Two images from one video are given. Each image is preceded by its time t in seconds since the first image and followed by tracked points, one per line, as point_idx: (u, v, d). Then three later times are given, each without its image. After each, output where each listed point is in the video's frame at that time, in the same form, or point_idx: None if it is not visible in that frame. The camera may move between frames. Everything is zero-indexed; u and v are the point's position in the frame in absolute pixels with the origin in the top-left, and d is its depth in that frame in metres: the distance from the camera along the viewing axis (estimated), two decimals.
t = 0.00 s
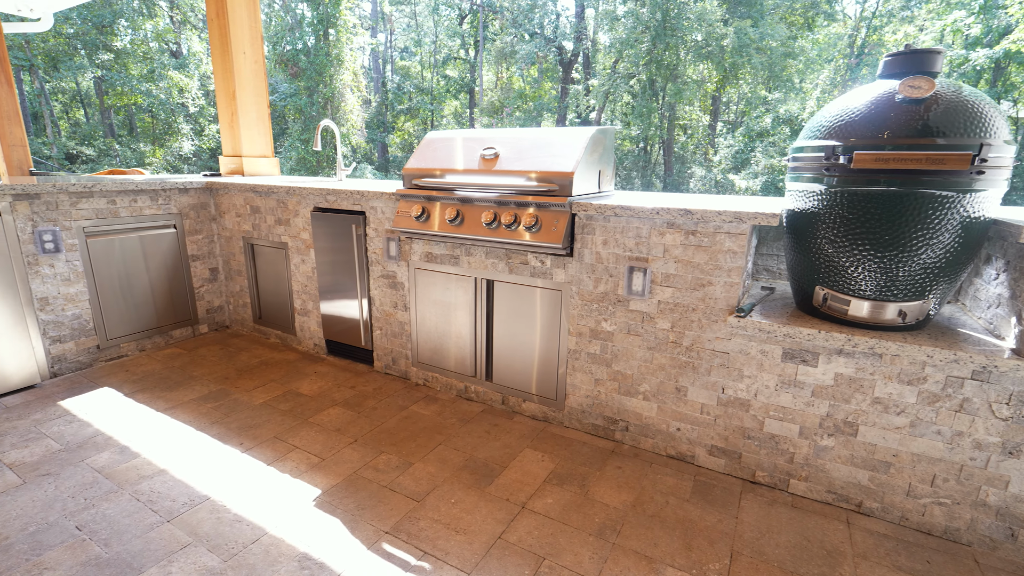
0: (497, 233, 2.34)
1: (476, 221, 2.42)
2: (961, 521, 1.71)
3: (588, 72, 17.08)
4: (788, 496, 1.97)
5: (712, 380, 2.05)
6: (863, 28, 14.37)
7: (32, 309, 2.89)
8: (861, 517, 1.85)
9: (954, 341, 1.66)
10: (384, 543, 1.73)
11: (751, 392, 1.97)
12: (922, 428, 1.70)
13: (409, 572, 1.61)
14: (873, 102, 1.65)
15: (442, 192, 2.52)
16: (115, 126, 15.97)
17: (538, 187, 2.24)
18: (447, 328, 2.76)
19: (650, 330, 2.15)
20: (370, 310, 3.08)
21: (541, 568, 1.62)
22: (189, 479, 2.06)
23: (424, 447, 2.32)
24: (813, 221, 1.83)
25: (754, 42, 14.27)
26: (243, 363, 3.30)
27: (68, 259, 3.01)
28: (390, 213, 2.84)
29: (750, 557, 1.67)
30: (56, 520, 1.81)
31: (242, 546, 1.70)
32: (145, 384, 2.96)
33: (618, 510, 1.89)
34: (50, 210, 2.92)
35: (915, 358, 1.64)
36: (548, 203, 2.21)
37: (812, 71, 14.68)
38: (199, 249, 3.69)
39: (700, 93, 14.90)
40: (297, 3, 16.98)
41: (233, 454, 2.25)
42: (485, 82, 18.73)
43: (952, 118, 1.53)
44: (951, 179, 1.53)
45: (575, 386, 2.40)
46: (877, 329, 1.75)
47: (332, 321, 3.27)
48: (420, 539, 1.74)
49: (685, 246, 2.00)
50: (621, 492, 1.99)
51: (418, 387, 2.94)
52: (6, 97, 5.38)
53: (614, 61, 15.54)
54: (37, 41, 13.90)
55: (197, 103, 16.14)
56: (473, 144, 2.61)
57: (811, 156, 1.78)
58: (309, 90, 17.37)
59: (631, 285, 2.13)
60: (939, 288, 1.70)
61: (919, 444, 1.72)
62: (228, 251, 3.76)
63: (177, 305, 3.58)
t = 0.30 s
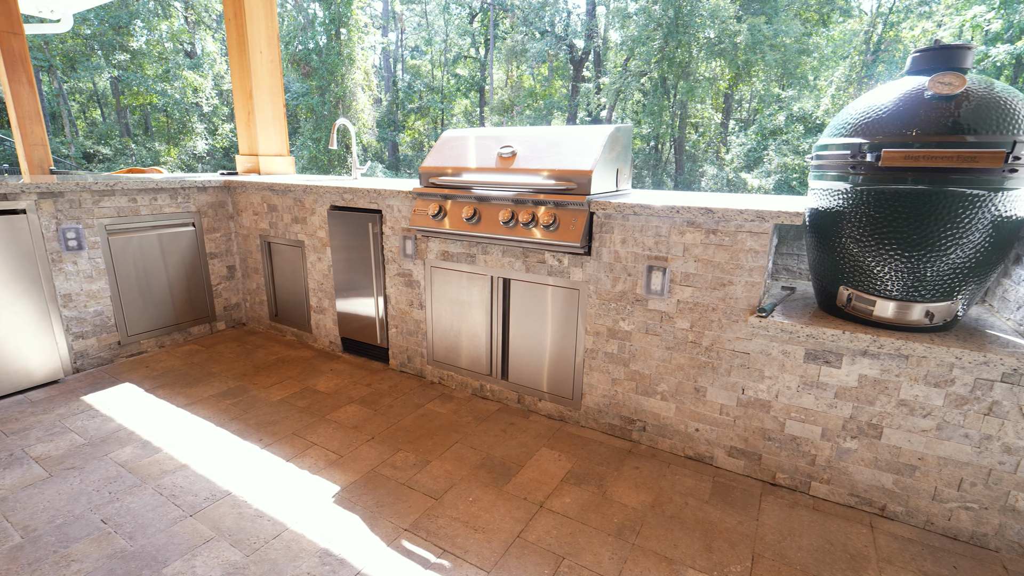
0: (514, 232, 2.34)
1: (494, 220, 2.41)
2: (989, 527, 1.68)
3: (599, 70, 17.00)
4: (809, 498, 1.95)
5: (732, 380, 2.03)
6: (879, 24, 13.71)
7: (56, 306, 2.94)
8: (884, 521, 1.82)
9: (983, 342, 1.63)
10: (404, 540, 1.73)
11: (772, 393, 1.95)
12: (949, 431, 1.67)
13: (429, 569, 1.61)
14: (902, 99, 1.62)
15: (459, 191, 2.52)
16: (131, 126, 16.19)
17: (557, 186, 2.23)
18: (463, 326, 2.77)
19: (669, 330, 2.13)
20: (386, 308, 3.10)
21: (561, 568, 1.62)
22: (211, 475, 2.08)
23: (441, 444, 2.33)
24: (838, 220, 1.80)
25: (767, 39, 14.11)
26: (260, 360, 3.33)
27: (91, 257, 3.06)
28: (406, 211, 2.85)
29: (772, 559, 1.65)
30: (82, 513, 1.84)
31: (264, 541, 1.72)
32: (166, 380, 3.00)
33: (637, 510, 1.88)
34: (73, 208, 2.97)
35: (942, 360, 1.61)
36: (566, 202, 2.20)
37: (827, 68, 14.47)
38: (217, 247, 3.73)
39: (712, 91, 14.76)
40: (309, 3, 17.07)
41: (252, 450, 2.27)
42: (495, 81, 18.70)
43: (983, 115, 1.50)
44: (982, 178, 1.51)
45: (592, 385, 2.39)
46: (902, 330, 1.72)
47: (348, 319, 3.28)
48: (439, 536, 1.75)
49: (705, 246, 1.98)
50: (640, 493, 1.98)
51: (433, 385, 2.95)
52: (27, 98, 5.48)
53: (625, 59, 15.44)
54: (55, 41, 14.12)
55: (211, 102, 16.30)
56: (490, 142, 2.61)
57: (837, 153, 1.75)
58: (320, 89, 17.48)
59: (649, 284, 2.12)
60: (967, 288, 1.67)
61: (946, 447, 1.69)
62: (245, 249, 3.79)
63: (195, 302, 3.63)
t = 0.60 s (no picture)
0: (531, 230, 2.33)
1: (511, 218, 2.41)
2: (1017, 532, 1.65)
3: (609, 68, 16.91)
4: (831, 501, 1.92)
5: (752, 381, 2.01)
6: (895, 20, 13.44)
7: (77, 302, 2.98)
8: (908, 525, 1.80)
9: (1013, 344, 1.60)
10: (423, 539, 1.73)
11: (793, 394, 1.93)
12: (977, 434, 1.65)
13: (448, 568, 1.61)
14: (931, 95, 1.59)
15: (476, 189, 2.51)
16: (144, 125, 16.41)
17: (575, 184, 2.22)
18: (478, 324, 2.76)
19: (688, 330, 2.12)
20: (401, 307, 3.10)
21: (581, 568, 1.61)
22: (230, 471, 2.10)
23: (457, 443, 2.33)
24: (862, 219, 1.77)
25: (780, 36, 13.97)
26: (276, 357, 3.35)
27: (111, 255, 3.10)
28: (422, 210, 2.85)
29: (795, 562, 1.63)
30: (105, 507, 1.86)
31: (284, 538, 1.73)
32: (183, 376, 3.03)
33: (656, 511, 1.87)
34: (94, 206, 3.01)
35: (971, 362, 1.58)
36: (584, 200, 2.19)
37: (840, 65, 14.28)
38: (233, 245, 3.76)
39: (723, 88, 14.65)
40: (320, 3, 17.16)
41: (270, 447, 2.29)
42: (505, 79, 18.69)
43: (1016, 112, 1.48)
44: (1014, 176, 1.48)
45: (609, 385, 2.38)
46: (929, 331, 1.69)
47: (362, 317, 3.30)
48: (457, 535, 1.75)
49: (726, 245, 1.96)
50: (658, 493, 1.97)
51: (448, 384, 2.95)
52: (47, 98, 5.55)
53: (635, 57, 15.35)
54: (71, 42, 14.35)
55: (223, 102, 16.45)
56: (507, 140, 2.60)
57: (862, 151, 1.73)
58: (331, 88, 17.57)
59: (668, 284, 2.10)
60: (997, 289, 1.64)
61: (973, 451, 1.66)
62: (261, 247, 3.82)
63: (211, 300, 3.66)
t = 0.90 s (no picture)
0: (548, 229, 2.32)
1: (528, 217, 2.40)
2: None
3: (619, 66, 16.83)
4: (853, 504, 1.90)
5: (773, 382, 1.99)
6: (909, 16, 13.36)
7: (97, 300, 3.01)
8: (933, 529, 1.77)
9: None
10: (441, 537, 1.73)
11: (815, 395, 1.91)
12: (1006, 438, 1.62)
13: (467, 567, 1.61)
14: (960, 93, 1.57)
15: (492, 187, 2.50)
16: (157, 125, 16.59)
17: (592, 183, 2.21)
18: (493, 323, 2.76)
19: (707, 330, 2.10)
20: (415, 305, 3.10)
21: (601, 569, 1.60)
22: (248, 467, 2.12)
23: (473, 442, 2.33)
24: (888, 218, 1.75)
25: (793, 33, 13.82)
26: (291, 355, 3.37)
27: (130, 252, 3.13)
28: (437, 208, 2.84)
29: (818, 566, 1.62)
30: (127, 502, 1.88)
31: (304, 535, 1.74)
32: (201, 373, 3.06)
33: (675, 512, 1.86)
34: (113, 205, 3.04)
35: (1001, 364, 1.55)
36: (601, 199, 2.18)
37: (853, 62, 14.07)
38: (249, 243, 3.78)
39: (734, 86, 14.52)
40: (330, 2, 17.24)
41: (287, 444, 2.30)
42: (513, 78, 18.65)
43: None
44: None
45: (625, 385, 2.37)
46: (956, 332, 1.66)
47: (376, 315, 3.30)
48: (476, 534, 1.75)
49: (747, 244, 1.94)
50: (677, 495, 1.95)
51: (462, 382, 2.95)
52: (64, 98, 5.63)
53: (645, 55, 15.25)
54: (86, 43, 14.53)
55: (234, 101, 16.57)
56: (523, 139, 2.60)
57: (888, 150, 1.71)
58: (341, 87, 17.64)
59: (687, 283, 2.08)
60: None
61: (1001, 454, 1.63)
62: (276, 245, 3.85)
63: (227, 298, 3.69)
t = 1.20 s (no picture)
0: (564, 228, 2.31)
1: (544, 216, 2.39)
2: None
3: (628, 65, 16.75)
4: (876, 509, 1.87)
5: (794, 384, 1.96)
6: (924, 13, 13.01)
7: (115, 297, 3.04)
8: (959, 535, 1.74)
9: None
10: (459, 537, 1.73)
11: (838, 397, 1.88)
12: None
13: (486, 567, 1.60)
14: (991, 89, 1.54)
15: (508, 186, 2.49)
16: (169, 124, 16.76)
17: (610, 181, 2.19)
18: (508, 322, 2.75)
19: (726, 330, 2.07)
20: (429, 304, 3.10)
21: (621, 571, 1.59)
22: (266, 465, 2.13)
23: (489, 441, 2.32)
24: (914, 217, 1.72)
25: (805, 31, 13.67)
26: (305, 353, 3.38)
27: (147, 251, 3.16)
28: (452, 207, 2.84)
29: (842, 570, 1.59)
30: (148, 499, 1.90)
31: (322, 533, 1.74)
32: (217, 371, 3.08)
33: (695, 514, 1.84)
34: (131, 203, 3.07)
35: None
36: (618, 198, 2.16)
37: (865, 60, 13.89)
38: (263, 242, 3.80)
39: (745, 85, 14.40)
40: (339, 2, 17.30)
41: (304, 442, 2.30)
42: (522, 77, 18.63)
43: None
44: None
45: (642, 385, 2.35)
46: (985, 333, 1.63)
47: (390, 314, 3.31)
48: (494, 534, 1.74)
49: (769, 243, 1.91)
50: (696, 497, 1.93)
51: (476, 382, 2.95)
52: (79, 97, 5.70)
53: (654, 54, 15.16)
54: (100, 43, 14.70)
55: (245, 101, 16.68)
56: (539, 137, 2.58)
57: (915, 147, 1.68)
58: (350, 86, 17.71)
59: (706, 283, 2.06)
60: None
61: None
62: (290, 243, 3.86)
63: (242, 296, 3.71)
